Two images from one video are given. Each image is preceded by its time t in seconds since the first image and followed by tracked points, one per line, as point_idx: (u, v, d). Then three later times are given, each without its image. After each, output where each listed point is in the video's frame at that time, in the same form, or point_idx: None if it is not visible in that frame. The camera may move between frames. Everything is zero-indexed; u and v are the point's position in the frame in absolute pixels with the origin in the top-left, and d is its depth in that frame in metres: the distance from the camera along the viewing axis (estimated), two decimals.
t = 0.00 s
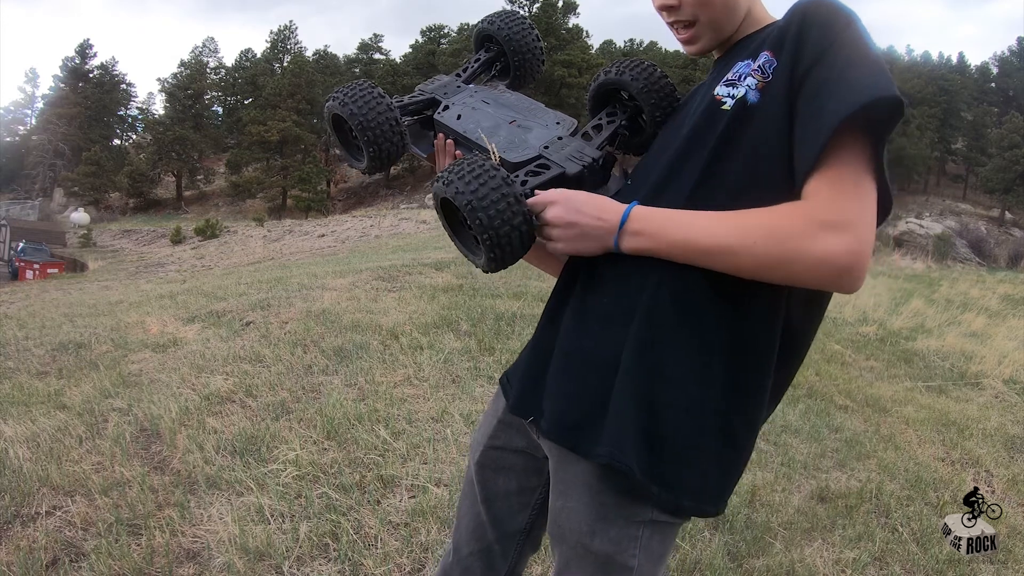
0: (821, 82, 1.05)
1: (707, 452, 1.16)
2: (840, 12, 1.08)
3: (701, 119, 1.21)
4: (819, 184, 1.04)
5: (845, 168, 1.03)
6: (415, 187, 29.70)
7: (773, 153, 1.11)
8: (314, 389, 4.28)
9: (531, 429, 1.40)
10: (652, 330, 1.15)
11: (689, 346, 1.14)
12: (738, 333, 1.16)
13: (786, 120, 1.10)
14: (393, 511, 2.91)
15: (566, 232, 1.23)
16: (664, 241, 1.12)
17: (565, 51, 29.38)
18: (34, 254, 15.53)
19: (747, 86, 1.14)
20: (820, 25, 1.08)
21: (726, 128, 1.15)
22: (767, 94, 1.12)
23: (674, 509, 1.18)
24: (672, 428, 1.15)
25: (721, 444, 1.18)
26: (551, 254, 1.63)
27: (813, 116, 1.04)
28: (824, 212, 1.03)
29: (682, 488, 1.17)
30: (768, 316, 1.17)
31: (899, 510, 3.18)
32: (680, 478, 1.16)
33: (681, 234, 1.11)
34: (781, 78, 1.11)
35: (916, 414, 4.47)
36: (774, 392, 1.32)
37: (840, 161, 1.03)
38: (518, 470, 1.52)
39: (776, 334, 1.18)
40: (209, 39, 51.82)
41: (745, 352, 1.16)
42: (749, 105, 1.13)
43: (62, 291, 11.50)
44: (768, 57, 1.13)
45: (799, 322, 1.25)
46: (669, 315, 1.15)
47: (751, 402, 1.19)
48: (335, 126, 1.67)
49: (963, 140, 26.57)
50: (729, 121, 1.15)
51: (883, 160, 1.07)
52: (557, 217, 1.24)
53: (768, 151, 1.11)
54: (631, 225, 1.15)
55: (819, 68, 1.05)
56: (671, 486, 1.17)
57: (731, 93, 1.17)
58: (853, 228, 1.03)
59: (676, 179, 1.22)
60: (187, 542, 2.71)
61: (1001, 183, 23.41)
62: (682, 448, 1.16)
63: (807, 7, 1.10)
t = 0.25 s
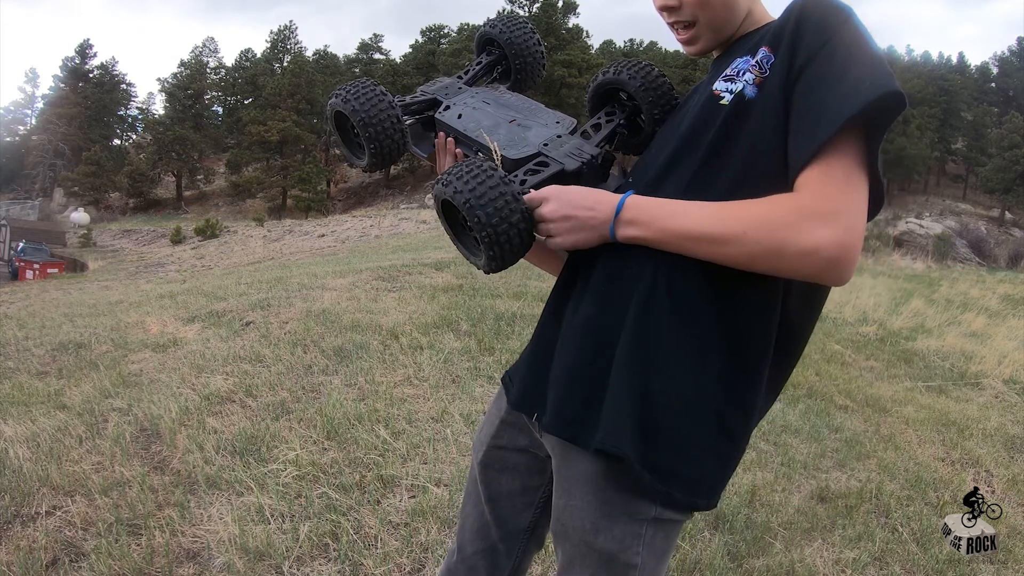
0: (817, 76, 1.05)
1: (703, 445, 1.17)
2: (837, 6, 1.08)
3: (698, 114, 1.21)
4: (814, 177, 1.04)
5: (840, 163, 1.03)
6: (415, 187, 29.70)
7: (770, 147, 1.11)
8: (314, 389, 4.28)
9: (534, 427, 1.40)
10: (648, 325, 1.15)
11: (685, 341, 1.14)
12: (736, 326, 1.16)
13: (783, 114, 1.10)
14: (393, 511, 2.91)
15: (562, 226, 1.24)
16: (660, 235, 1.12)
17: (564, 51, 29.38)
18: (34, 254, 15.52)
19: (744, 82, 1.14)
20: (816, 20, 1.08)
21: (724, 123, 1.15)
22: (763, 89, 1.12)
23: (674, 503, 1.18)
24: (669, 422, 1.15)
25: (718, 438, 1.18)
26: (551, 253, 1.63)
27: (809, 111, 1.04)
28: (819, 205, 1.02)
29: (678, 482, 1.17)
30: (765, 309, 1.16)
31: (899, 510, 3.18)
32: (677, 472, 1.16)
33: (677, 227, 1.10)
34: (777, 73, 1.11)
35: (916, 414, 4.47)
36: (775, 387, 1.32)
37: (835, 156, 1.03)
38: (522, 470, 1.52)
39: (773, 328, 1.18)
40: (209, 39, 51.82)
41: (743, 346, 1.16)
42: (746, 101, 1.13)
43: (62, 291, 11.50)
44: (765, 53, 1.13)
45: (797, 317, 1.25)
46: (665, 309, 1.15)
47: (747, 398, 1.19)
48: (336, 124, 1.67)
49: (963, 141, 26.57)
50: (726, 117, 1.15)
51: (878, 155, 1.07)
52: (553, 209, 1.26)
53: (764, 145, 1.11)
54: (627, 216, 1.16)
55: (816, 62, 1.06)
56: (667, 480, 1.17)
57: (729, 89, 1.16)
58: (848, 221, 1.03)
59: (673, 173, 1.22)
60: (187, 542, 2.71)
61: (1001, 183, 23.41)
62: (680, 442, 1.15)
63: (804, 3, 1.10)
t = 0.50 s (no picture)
0: (813, 75, 1.05)
1: (702, 444, 1.17)
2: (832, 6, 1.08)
3: (695, 114, 1.21)
4: (811, 177, 1.03)
5: (837, 162, 1.03)
6: (415, 187, 29.70)
7: (766, 147, 1.11)
8: (314, 389, 4.28)
9: (533, 426, 1.40)
10: (646, 325, 1.15)
11: (683, 340, 1.14)
12: (735, 326, 1.15)
13: (779, 114, 1.10)
14: (393, 511, 2.91)
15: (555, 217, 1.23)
16: (658, 234, 1.12)
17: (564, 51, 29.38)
18: (34, 254, 15.51)
19: (740, 82, 1.14)
20: (812, 19, 1.08)
21: (720, 123, 1.15)
22: (759, 90, 1.12)
23: (673, 503, 1.18)
24: (668, 421, 1.15)
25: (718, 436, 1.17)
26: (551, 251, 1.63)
27: (804, 111, 1.04)
28: (816, 206, 1.02)
29: (677, 482, 1.17)
30: (763, 308, 1.16)
31: (899, 510, 3.18)
32: (676, 470, 1.16)
33: (674, 227, 1.10)
34: (773, 71, 1.10)
35: (916, 414, 4.47)
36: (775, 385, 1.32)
37: (831, 156, 1.03)
38: (521, 469, 1.52)
39: (771, 327, 1.18)
40: (209, 39, 51.82)
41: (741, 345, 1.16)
42: (742, 101, 1.13)
43: (62, 292, 11.49)
44: (761, 53, 1.13)
45: (795, 315, 1.25)
46: (663, 309, 1.15)
47: (747, 397, 1.18)
48: (338, 123, 1.67)
49: (963, 141, 26.56)
50: (722, 117, 1.15)
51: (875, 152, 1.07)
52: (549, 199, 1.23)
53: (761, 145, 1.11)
54: (623, 213, 1.16)
55: (811, 60, 1.06)
56: (667, 479, 1.17)
57: (726, 89, 1.17)
58: (844, 219, 1.03)
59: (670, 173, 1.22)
60: (187, 542, 2.71)
61: (1001, 183, 23.40)
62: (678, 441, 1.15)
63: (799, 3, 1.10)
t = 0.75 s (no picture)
0: (810, 69, 1.05)
1: (700, 440, 1.17)
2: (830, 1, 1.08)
3: (693, 111, 1.21)
4: (808, 172, 1.03)
5: (832, 157, 1.03)
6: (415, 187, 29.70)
7: (764, 143, 1.11)
8: (314, 389, 4.27)
9: (533, 423, 1.40)
10: (644, 320, 1.15)
11: (679, 337, 1.14)
12: (733, 323, 1.16)
13: (777, 110, 1.10)
14: (393, 511, 2.91)
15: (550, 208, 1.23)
16: (654, 229, 1.12)
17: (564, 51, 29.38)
18: (34, 254, 15.51)
19: (738, 79, 1.15)
20: (807, 14, 1.07)
21: (718, 119, 1.15)
22: (757, 86, 1.12)
23: (670, 500, 1.18)
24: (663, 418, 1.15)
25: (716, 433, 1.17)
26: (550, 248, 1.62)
27: (800, 107, 1.04)
28: (812, 201, 1.03)
29: (675, 478, 1.17)
30: (759, 306, 1.16)
31: (899, 510, 3.18)
32: (672, 469, 1.17)
33: (671, 222, 1.10)
34: (770, 67, 1.10)
35: (916, 414, 4.47)
36: (772, 383, 1.31)
37: (828, 152, 1.03)
38: (520, 468, 1.52)
39: (768, 324, 1.18)
40: (209, 39, 51.82)
41: (738, 343, 1.16)
42: (739, 97, 1.14)
43: (62, 292, 11.49)
44: (759, 49, 1.14)
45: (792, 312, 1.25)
46: (660, 305, 1.15)
47: (744, 393, 1.18)
48: (341, 118, 1.67)
49: (962, 141, 26.56)
50: (720, 113, 1.15)
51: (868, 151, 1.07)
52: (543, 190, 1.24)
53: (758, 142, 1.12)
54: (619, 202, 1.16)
55: (808, 55, 1.06)
56: (665, 476, 1.17)
57: (724, 85, 1.17)
58: (838, 217, 1.03)
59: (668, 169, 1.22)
60: (187, 542, 2.71)
61: (1001, 184, 23.40)
62: (675, 439, 1.16)
63: None
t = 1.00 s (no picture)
0: (810, 72, 1.05)
1: (700, 442, 1.17)
2: (826, 5, 1.08)
3: (692, 115, 1.21)
4: (809, 177, 1.04)
5: (834, 161, 1.03)
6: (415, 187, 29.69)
7: (764, 146, 1.12)
8: (314, 389, 4.27)
9: (531, 422, 1.40)
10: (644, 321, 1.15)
11: (681, 337, 1.15)
12: (734, 324, 1.16)
13: (776, 115, 1.10)
14: (393, 511, 2.91)
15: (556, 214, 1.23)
16: (657, 233, 1.11)
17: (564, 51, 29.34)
18: (34, 254, 15.50)
19: (737, 84, 1.15)
20: (805, 18, 1.08)
21: (718, 123, 1.15)
22: (756, 91, 1.12)
23: (669, 499, 1.18)
24: (665, 419, 1.15)
25: (715, 434, 1.17)
26: (553, 253, 1.63)
27: (801, 111, 1.04)
28: (814, 205, 1.03)
29: (674, 479, 1.17)
30: (760, 306, 1.16)
31: (899, 510, 3.18)
32: (673, 469, 1.17)
33: (673, 225, 1.10)
34: (769, 71, 1.11)
35: (916, 414, 4.47)
36: (769, 385, 1.31)
37: (829, 156, 1.03)
38: (519, 466, 1.52)
39: (767, 325, 1.18)
40: (209, 39, 51.82)
41: (739, 343, 1.16)
42: (739, 102, 1.14)
43: (62, 292, 11.49)
44: (757, 54, 1.14)
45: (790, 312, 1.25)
46: (661, 306, 1.15)
47: (744, 394, 1.18)
48: (342, 123, 1.66)
49: (962, 141, 26.56)
50: (720, 117, 1.15)
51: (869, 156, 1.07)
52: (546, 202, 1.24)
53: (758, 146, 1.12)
54: (623, 205, 1.16)
55: (807, 58, 1.06)
56: (666, 477, 1.17)
57: (722, 90, 1.17)
58: (842, 221, 1.03)
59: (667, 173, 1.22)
60: (187, 542, 2.71)
61: (1001, 183, 23.39)
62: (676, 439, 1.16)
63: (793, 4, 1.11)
